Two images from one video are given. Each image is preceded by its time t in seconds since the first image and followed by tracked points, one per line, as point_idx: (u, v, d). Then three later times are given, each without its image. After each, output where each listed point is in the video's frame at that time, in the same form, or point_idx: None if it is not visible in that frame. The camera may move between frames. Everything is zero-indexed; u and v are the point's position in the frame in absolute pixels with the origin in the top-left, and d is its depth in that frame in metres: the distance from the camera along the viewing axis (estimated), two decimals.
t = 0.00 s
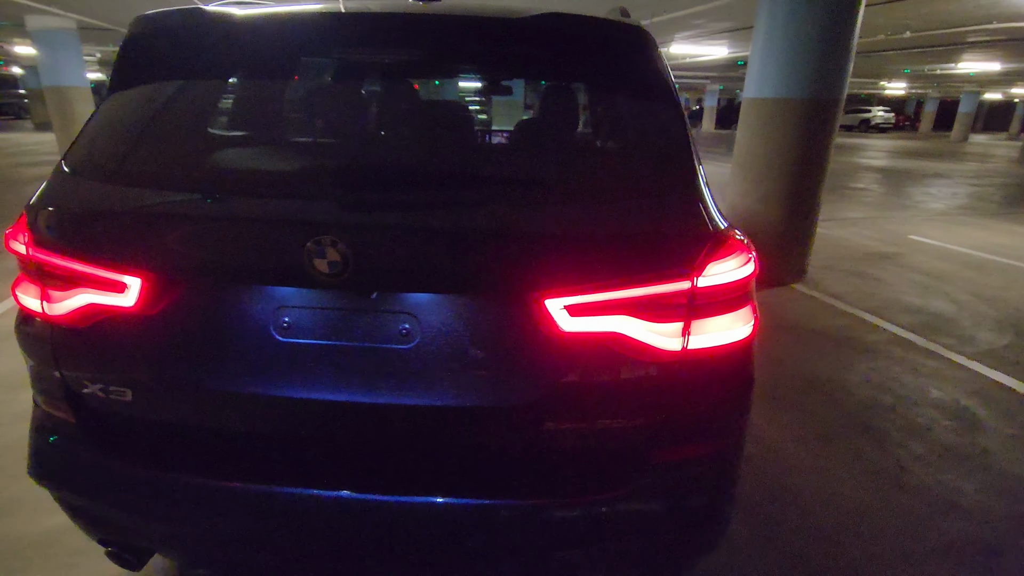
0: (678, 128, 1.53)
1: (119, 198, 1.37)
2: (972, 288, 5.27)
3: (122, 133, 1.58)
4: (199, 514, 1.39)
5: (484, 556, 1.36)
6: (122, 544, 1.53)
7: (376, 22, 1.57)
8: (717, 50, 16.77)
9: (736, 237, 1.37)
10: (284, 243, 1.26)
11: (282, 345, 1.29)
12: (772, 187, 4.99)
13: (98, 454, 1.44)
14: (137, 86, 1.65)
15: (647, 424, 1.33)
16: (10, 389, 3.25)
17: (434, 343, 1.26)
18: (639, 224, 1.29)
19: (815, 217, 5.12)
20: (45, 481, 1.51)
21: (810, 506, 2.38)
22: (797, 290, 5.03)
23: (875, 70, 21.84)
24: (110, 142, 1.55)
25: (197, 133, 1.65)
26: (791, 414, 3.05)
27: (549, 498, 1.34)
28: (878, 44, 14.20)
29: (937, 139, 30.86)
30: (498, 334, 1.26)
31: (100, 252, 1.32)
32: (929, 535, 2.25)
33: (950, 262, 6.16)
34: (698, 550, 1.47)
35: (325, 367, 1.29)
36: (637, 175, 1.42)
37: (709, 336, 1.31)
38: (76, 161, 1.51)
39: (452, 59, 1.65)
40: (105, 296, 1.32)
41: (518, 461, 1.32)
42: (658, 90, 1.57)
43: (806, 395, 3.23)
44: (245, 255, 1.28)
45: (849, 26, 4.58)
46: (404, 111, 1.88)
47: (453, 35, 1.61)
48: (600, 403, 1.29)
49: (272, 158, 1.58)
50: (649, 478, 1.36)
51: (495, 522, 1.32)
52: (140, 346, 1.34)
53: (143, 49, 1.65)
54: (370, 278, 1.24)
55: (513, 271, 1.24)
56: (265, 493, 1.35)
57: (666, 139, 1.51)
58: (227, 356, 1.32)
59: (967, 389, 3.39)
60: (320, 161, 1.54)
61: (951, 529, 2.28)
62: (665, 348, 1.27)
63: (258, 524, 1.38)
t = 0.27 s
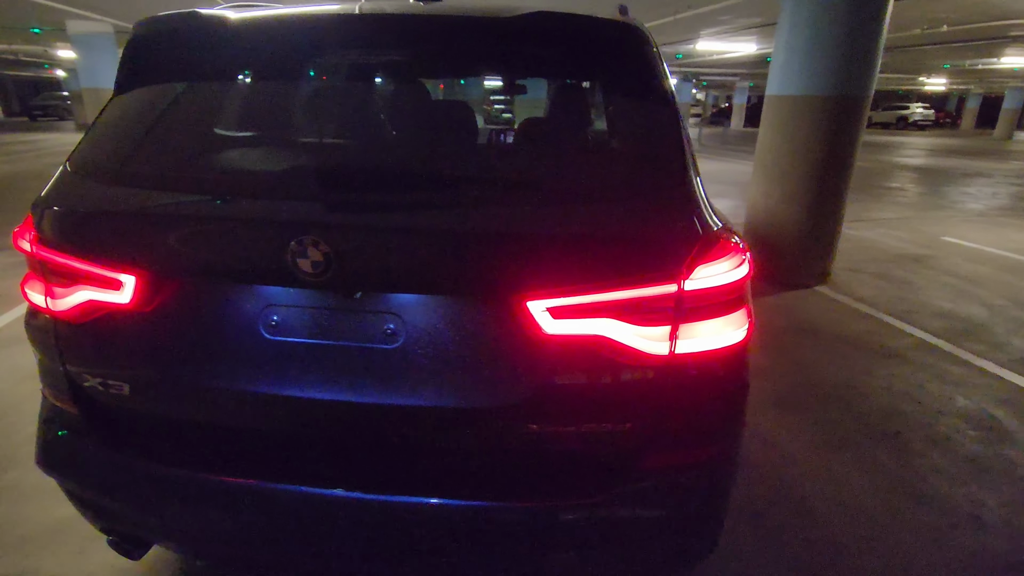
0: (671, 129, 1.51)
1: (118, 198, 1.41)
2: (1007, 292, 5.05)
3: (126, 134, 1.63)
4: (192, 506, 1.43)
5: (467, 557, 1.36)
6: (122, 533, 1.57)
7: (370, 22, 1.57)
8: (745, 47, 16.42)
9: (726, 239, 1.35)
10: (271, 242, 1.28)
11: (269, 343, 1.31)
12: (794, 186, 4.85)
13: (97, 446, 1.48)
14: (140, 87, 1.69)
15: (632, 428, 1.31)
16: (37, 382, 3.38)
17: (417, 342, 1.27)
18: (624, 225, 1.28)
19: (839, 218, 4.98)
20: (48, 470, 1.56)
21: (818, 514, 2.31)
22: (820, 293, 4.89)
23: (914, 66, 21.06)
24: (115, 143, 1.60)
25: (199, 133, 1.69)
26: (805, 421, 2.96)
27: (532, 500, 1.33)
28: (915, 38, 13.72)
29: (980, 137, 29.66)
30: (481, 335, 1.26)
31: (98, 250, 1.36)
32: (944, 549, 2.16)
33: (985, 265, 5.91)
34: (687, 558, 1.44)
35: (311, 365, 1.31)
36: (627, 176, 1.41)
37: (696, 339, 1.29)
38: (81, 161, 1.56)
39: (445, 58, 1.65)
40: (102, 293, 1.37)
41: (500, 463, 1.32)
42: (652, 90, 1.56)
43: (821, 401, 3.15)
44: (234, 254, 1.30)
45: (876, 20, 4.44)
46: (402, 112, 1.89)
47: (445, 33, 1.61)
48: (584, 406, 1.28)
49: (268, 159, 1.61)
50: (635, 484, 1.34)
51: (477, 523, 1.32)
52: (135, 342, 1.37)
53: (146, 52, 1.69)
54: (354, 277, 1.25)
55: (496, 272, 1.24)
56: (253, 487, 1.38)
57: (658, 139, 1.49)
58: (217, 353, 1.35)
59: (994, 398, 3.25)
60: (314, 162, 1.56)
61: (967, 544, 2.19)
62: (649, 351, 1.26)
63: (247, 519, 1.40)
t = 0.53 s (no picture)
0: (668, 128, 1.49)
1: (122, 196, 1.45)
2: None
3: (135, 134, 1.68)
4: (189, 498, 1.46)
5: (455, 555, 1.36)
6: (127, 520, 1.62)
7: (370, 24, 1.60)
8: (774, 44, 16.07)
9: (720, 240, 1.33)
10: (264, 240, 1.30)
11: (263, 339, 1.34)
12: (819, 187, 4.72)
13: (102, 436, 1.53)
14: (150, 87, 1.73)
15: (621, 431, 1.29)
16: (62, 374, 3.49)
17: (405, 340, 1.28)
18: (615, 225, 1.27)
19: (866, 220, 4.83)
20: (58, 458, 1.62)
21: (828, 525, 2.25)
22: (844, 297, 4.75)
23: (954, 62, 20.33)
24: (124, 142, 1.65)
25: (207, 133, 1.73)
26: (820, 428, 2.88)
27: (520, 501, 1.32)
28: (954, 33, 13.22)
29: None
30: (468, 334, 1.26)
31: (103, 246, 1.41)
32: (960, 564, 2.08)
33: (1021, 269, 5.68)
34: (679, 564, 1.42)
35: (303, 360, 1.33)
36: (621, 176, 1.40)
37: (686, 342, 1.27)
38: (92, 160, 1.61)
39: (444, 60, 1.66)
40: (107, 288, 1.42)
41: (489, 462, 1.32)
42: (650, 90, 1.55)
43: (837, 408, 3.06)
44: (229, 251, 1.33)
45: (906, 16, 4.30)
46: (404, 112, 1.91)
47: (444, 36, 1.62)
48: (571, 407, 1.27)
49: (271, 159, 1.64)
50: (625, 487, 1.32)
51: (464, 523, 1.32)
52: (137, 335, 1.42)
53: (154, 54, 1.73)
54: (344, 275, 1.26)
55: (483, 271, 1.24)
56: (247, 480, 1.40)
57: (655, 139, 1.47)
58: (215, 347, 1.38)
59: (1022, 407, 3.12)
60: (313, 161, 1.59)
61: (985, 559, 2.11)
62: (637, 352, 1.25)
63: (241, 511, 1.43)
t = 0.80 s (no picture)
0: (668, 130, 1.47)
1: (129, 196, 1.49)
2: None
3: (145, 136, 1.72)
4: (191, 492, 1.49)
5: (449, 556, 1.36)
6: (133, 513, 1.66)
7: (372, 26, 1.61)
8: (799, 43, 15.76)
9: (718, 243, 1.30)
10: (262, 241, 1.32)
11: (262, 337, 1.36)
12: (840, 189, 4.62)
13: (109, 430, 1.57)
14: (160, 90, 1.78)
15: (615, 435, 1.28)
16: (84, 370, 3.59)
17: (399, 341, 1.28)
18: (609, 227, 1.25)
19: (890, 222, 4.71)
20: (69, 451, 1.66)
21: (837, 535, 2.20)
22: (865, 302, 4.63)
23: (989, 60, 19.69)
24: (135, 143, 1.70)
25: (215, 135, 1.77)
26: (835, 436, 2.81)
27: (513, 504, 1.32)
28: (988, 31, 12.81)
29: None
30: (461, 335, 1.26)
31: (110, 245, 1.45)
32: None
33: None
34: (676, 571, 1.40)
35: (300, 360, 1.34)
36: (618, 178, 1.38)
37: (681, 346, 1.25)
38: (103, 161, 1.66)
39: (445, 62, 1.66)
40: (112, 286, 1.45)
41: (482, 464, 1.31)
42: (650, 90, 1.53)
43: (853, 415, 2.99)
44: (228, 251, 1.35)
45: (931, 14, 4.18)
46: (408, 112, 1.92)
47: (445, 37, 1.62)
48: (564, 410, 1.26)
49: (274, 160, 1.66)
50: (620, 492, 1.30)
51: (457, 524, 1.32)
52: (141, 332, 1.45)
53: (164, 58, 1.77)
54: (339, 276, 1.28)
55: (475, 273, 1.23)
56: (246, 477, 1.43)
57: (654, 140, 1.46)
58: (215, 346, 1.40)
59: None
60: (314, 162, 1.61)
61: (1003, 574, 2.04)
62: (631, 357, 1.23)
63: (240, 507, 1.45)
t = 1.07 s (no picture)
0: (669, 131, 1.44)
1: (130, 197, 1.50)
2: None
3: (150, 136, 1.74)
4: (188, 492, 1.49)
5: (442, 561, 1.35)
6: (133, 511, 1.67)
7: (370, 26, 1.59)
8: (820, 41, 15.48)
9: (719, 247, 1.27)
10: (256, 242, 1.32)
11: (258, 338, 1.36)
12: (858, 191, 4.51)
13: (111, 428, 1.59)
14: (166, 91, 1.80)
15: (611, 442, 1.25)
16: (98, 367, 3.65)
17: (392, 344, 1.27)
18: (606, 229, 1.23)
19: (910, 225, 4.59)
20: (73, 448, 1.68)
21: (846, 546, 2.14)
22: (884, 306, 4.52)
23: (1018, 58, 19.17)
24: (139, 144, 1.71)
25: (218, 136, 1.78)
26: (847, 444, 2.75)
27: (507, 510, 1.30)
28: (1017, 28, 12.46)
29: None
30: (455, 338, 1.24)
31: (111, 245, 1.46)
32: None
33: None
34: None
35: (294, 361, 1.34)
36: (617, 179, 1.35)
37: (679, 351, 1.22)
38: (109, 162, 1.68)
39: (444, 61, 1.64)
40: (112, 285, 1.47)
41: (476, 468, 1.30)
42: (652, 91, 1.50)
43: (867, 423, 2.92)
44: (223, 251, 1.35)
45: (954, 11, 4.07)
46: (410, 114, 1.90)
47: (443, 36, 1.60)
48: (558, 416, 1.23)
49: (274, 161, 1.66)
50: (616, 500, 1.28)
51: (451, 529, 1.31)
52: (140, 332, 1.47)
53: (171, 59, 1.79)
54: (332, 278, 1.27)
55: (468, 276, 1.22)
56: (243, 477, 1.43)
57: (656, 141, 1.43)
58: (212, 346, 1.40)
59: None
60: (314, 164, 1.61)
61: None
62: (627, 362, 1.21)
63: (237, 507, 1.45)
